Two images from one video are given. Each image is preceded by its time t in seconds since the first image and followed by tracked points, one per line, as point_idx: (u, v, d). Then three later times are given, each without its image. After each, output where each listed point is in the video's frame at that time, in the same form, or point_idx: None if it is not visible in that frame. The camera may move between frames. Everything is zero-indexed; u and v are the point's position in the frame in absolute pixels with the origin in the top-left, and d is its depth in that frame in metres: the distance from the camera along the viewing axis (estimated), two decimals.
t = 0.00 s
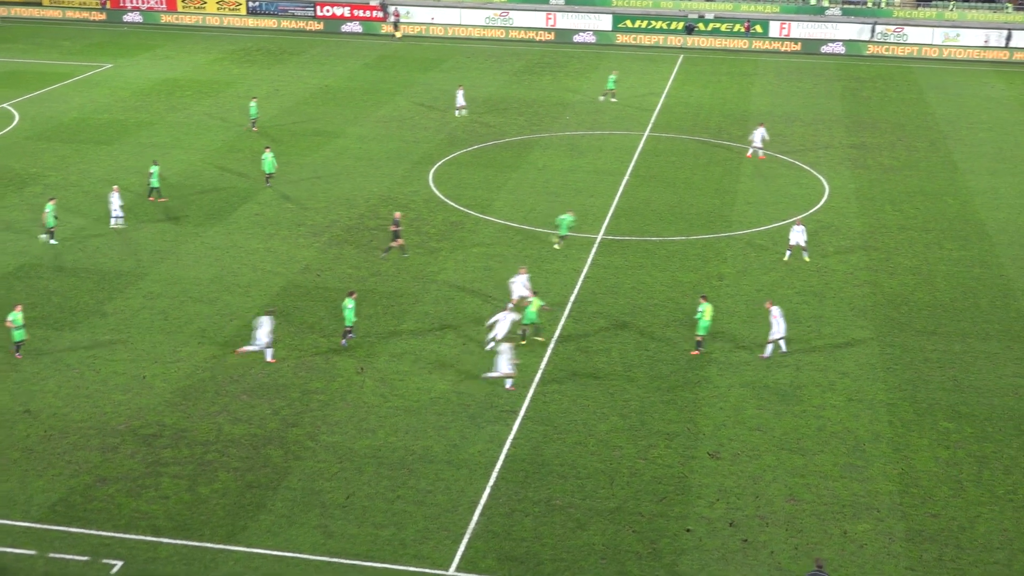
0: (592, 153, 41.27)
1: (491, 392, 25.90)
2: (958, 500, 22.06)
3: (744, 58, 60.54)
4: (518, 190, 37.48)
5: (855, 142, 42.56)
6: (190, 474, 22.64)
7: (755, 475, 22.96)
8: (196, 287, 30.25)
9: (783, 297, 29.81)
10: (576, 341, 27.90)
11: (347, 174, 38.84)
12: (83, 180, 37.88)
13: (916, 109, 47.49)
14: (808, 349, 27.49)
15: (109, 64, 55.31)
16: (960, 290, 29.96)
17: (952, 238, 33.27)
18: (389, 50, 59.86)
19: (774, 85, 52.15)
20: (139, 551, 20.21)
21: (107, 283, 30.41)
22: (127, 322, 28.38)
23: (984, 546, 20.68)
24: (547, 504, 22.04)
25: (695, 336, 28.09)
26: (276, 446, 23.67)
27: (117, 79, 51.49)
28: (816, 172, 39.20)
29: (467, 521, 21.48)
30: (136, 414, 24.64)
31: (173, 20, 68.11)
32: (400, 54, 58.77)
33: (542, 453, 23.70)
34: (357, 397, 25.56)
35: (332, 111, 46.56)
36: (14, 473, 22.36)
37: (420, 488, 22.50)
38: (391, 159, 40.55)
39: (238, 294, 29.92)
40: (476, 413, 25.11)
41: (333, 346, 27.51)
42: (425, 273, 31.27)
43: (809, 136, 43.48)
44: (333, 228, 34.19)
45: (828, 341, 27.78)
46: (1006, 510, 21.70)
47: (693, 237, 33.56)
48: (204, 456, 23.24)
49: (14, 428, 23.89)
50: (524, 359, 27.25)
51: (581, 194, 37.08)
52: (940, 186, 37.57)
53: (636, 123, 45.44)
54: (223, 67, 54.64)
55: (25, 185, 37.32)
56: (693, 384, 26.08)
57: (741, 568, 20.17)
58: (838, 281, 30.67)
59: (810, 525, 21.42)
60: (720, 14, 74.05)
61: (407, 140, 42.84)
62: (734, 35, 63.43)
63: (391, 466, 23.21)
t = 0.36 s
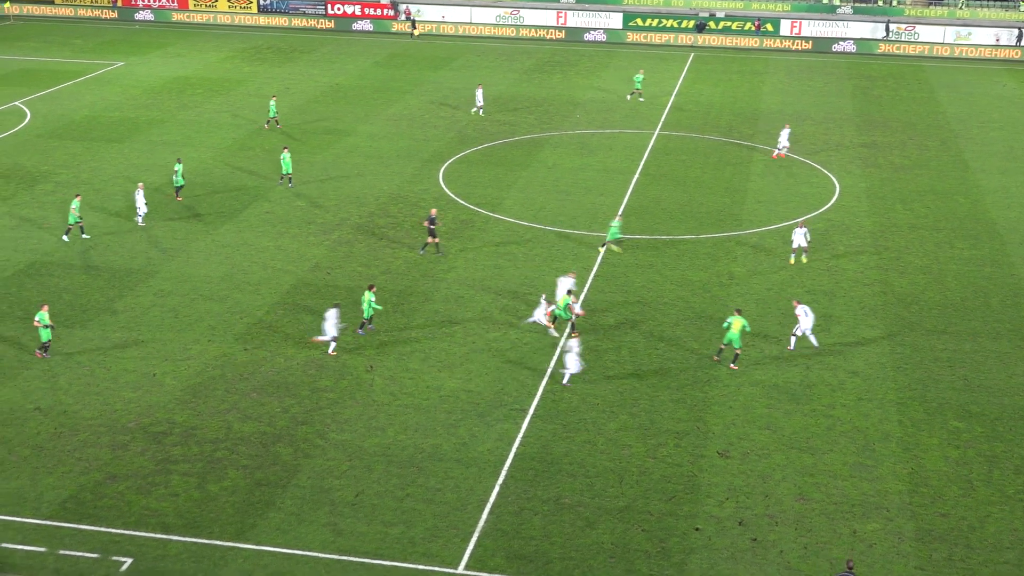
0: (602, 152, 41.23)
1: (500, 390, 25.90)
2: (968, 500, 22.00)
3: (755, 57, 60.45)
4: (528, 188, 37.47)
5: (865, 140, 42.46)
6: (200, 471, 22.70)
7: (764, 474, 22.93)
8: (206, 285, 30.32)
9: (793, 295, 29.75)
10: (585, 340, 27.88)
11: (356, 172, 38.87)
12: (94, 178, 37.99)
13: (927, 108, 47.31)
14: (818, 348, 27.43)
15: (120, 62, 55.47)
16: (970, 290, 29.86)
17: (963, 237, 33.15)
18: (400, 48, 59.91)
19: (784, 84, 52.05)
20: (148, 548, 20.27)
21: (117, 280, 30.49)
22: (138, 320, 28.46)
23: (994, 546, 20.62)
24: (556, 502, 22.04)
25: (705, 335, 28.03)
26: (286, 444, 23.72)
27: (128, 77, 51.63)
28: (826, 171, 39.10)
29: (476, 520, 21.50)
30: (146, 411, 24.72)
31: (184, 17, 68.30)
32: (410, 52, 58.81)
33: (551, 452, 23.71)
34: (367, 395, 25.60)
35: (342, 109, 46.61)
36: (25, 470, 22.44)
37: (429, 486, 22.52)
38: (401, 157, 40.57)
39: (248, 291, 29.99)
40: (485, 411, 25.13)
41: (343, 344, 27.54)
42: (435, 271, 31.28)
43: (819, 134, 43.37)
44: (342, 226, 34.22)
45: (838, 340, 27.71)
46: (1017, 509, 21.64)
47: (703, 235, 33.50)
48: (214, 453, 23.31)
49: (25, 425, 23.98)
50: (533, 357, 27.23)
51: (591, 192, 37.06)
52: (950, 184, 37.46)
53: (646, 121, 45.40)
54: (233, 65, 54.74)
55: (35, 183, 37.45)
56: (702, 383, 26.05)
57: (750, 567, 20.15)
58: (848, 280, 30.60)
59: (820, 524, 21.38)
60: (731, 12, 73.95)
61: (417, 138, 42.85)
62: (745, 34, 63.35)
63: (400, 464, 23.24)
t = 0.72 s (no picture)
0: (594, 154, 41.24)
1: (494, 393, 25.87)
2: (960, 500, 22.04)
3: (747, 58, 60.53)
4: (521, 191, 37.46)
5: (857, 141, 42.55)
6: (192, 475, 22.63)
7: (757, 475, 22.95)
8: (199, 288, 30.25)
9: (786, 297, 29.78)
10: (578, 342, 27.87)
11: (349, 175, 38.82)
12: (85, 181, 37.88)
13: (918, 109, 47.41)
14: (811, 348, 27.48)
15: (111, 65, 55.32)
16: (962, 290, 29.92)
17: (955, 238, 33.23)
18: (392, 50, 59.82)
19: (776, 86, 52.13)
20: (141, 552, 20.20)
21: (109, 284, 30.41)
22: (130, 323, 28.38)
23: (987, 546, 20.67)
24: (550, 504, 22.03)
25: (699, 336, 27.99)
26: (279, 448, 23.65)
27: (120, 80, 51.49)
28: (818, 172, 39.15)
29: (469, 522, 21.47)
30: (138, 415, 24.64)
31: (176, 20, 68.13)
32: (403, 55, 58.73)
33: (545, 454, 23.69)
34: (360, 398, 25.55)
35: (335, 111, 46.55)
36: (16, 475, 22.36)
37: (422, 489, 22.49)
38: (393, 159, 40.53)
39: (241, 294, 29.92)
40: (478, 414, 25.10)
41: (337, 347, 27.48)
42: (428, 274, 31.23)
43: (811, 136, 43.44)
44: (335, 229, 34.16)
45: (831, 341, 27.72)
46: (1009, 509, 21.70)
47: (696, 237, 33.51)
48: (206, 457, 23.25)
49: (16, 429, 23.89)
50: (527, 359, 27.20)
51: (584, 194, 37.08)
52: (941, 185, 37.56)
53: (639, 123, 45.41)
54: (225, 68, 54.60)
55: (27, 186, 37.33)
56: (695, 385, 26.06)
57: (743, 568, 20.17)
58: (841, 281, 30.64)
59: (813, 525, 21.40)
60: (723, 13, 74.03)
61: (409, 140, 42.81)
62: (737, 36, 63.43)
63: (393, 467, 23.21)
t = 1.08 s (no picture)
0: (578, 155, 41.28)
1: (479, 394, 25.86)
2: (945, 498, 22.13)
3: (730, 59, 60.72)
4: (505, 192, 37.48)
5: (841, 142, 42.70)
6: (177, 478, 22.56)
7: (743, 475, 23.00)
8: (183, 291, 30.16)
9: (770, 297, 29.85)
10: (564, 343, 27.88)
11: (333, 177, 38.76)
12: (68, 184, 37.72)
13: (901, 110, 47.61)
14: (795, 348, 27.53)
15: (94, 67, 55.08)
16: (945, 290, 30.04)
17: (938, 237, 33.38)
18: (376, 52, 59.76)
19: (759, 86, 52.28)
20: (125, 556, 20.12)
21: (92, 287, 30.28)
22: (113, 326, 28.27)
23: (971, 544, 20.76)
24: (535, 505, 22.03)
25: (684, 336, 28.04)
26: (264, 450, 23.60)
27: (102, 82, 51.29)
28: (802, 173, 39.27)
29: (455, 524, 21.45)
30: (123, 418, 24.55)
31: (158, 22, 67.89)
32: (387, 56, 58.68)
33: (530, 455, 23.69)
34: (345, 400, 25.51)
35: (319, 113, 46.47)
36: None
37: (408, 491, 22.47)
38: (378, 161, 40.49)
39: (225, 297, 29.83)
40: (464, 415, 25.09)
41: (322, 349, 27.41)
42: (412, 275, 31.21)
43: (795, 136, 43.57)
44: (319, 231, 34.10)
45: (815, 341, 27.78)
46: (992, 507, 21.79)
47: (680, 238, 33.57)
48: (191, 460, 23.17)
49: None
50: (512, 360, 27.21)
51: (568, 195, 37.11)
52: (925, 185, 37.71)
53: (623, 124, 45.48)
54: (209, 70, 54.45)
55: (9, 189, 37.14)
56: (680, 385, 26.10)
57: (729, 568, 20.19)
58: (825, 281, 30.74)
59: (798, 524, 21.46)
60: (706, 15, 74.17)
61: (394, 142, 42.77)
62: (720, 37, 63.57)
63: (379, 469, 23.16)
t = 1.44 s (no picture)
0: (565, 155, 41.29)
1: (466, 394, 25.86)
2: (930, 496, 22.22)
3: (715, 59, 60.82)
4: (491, 192, 37.48)
5: (827, 141, 42.79)
6: (163, 480, 22.49)
7: (729, 474, 23.05)
8: (168, 292, 30.08)
9: (756, 296, 29.90)
10: (551, 342, 27.89)
11: (320, 178, 38.68)
12: (53, 185, 37.55)
13: (886, 109, 47.76)
14: (782, 346, 27.59)
15: (79, 68, 54.87)
16: (930, 288, 30.14)
17: (923, 236, 33.50)
18: (361, 52, 59.65)
19: (745, 86, 52.36)
20: (112, 559, 20.06)
21: (78, 289, 30.16)
22: (99, 328, 28.16)
23: (957, 541, 20.84)
24: (523, 505, 22.04)
25: (670, 336, 28.08)
26: (250, 451, 23.56)
27: (87, 83, 51.09)
28: (788, 172, 39.34)
29: (442, 524, 21.45)
30: (108, 420, 24.46)
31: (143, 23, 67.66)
32: (373, 57, 58.60)
33: (518, 455, 23.71)
34: (331, 401, 25.47)
35: (305, 114, 46.38)
36: None
37: (395, 492, 22.45)
38: (365, 161, 40.42)
39: (211, 298, 29.76)
40: (451, 415, 25.09)
41: (308, 350, 27.36)
42: (399, 276, 31.18)
43: (781, 135, 43.64)
44: (306, 232, 34.04)
45: (802, 339, 27.84)
46: (978, 505, 21.88)
47: (667, 238, 33.61)
48: (177, 462, 23.11)
49: None
50: (499, 360, 27.20)
51: (555, 195, 37.10)
52: (910, 184, 37.85)
53: (608, 124, 45.51)
54: (194, 70, 54.29)
55: None
56: (667, 384, 26.13)
57: (716, 567, 20.23)
58: (811, 280, 30.80)
59: (784, 523, 21.51)
60: (691, 15, 74.21)
61: (380, 142, 42.71)
62: (706, 36, 63.63)
63: (366, 470, 23.14)
